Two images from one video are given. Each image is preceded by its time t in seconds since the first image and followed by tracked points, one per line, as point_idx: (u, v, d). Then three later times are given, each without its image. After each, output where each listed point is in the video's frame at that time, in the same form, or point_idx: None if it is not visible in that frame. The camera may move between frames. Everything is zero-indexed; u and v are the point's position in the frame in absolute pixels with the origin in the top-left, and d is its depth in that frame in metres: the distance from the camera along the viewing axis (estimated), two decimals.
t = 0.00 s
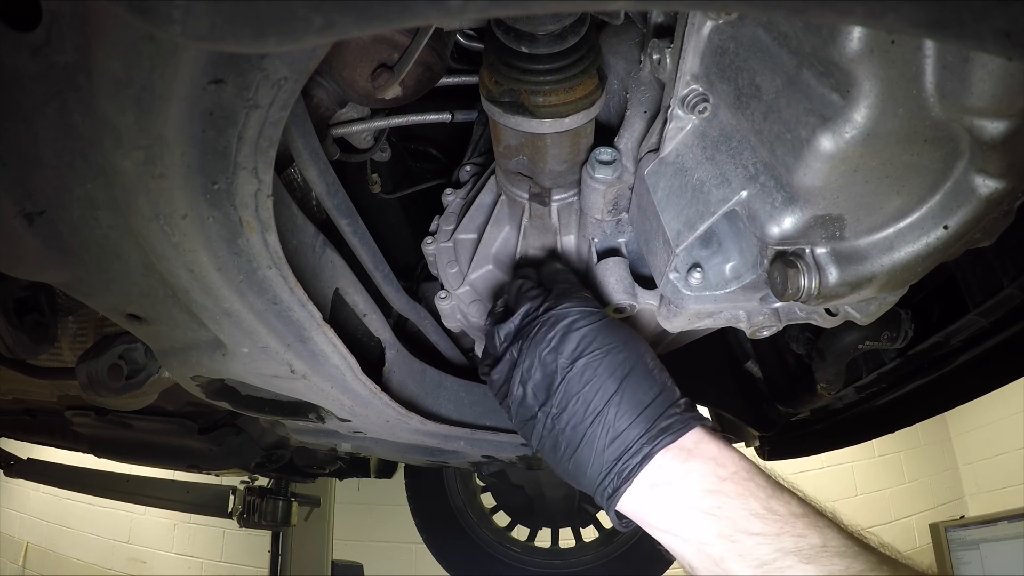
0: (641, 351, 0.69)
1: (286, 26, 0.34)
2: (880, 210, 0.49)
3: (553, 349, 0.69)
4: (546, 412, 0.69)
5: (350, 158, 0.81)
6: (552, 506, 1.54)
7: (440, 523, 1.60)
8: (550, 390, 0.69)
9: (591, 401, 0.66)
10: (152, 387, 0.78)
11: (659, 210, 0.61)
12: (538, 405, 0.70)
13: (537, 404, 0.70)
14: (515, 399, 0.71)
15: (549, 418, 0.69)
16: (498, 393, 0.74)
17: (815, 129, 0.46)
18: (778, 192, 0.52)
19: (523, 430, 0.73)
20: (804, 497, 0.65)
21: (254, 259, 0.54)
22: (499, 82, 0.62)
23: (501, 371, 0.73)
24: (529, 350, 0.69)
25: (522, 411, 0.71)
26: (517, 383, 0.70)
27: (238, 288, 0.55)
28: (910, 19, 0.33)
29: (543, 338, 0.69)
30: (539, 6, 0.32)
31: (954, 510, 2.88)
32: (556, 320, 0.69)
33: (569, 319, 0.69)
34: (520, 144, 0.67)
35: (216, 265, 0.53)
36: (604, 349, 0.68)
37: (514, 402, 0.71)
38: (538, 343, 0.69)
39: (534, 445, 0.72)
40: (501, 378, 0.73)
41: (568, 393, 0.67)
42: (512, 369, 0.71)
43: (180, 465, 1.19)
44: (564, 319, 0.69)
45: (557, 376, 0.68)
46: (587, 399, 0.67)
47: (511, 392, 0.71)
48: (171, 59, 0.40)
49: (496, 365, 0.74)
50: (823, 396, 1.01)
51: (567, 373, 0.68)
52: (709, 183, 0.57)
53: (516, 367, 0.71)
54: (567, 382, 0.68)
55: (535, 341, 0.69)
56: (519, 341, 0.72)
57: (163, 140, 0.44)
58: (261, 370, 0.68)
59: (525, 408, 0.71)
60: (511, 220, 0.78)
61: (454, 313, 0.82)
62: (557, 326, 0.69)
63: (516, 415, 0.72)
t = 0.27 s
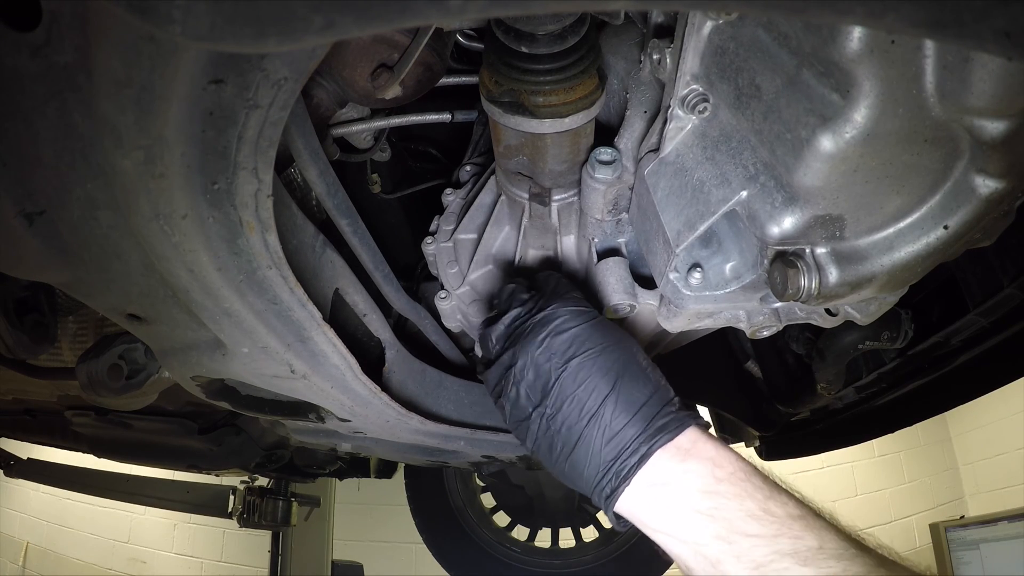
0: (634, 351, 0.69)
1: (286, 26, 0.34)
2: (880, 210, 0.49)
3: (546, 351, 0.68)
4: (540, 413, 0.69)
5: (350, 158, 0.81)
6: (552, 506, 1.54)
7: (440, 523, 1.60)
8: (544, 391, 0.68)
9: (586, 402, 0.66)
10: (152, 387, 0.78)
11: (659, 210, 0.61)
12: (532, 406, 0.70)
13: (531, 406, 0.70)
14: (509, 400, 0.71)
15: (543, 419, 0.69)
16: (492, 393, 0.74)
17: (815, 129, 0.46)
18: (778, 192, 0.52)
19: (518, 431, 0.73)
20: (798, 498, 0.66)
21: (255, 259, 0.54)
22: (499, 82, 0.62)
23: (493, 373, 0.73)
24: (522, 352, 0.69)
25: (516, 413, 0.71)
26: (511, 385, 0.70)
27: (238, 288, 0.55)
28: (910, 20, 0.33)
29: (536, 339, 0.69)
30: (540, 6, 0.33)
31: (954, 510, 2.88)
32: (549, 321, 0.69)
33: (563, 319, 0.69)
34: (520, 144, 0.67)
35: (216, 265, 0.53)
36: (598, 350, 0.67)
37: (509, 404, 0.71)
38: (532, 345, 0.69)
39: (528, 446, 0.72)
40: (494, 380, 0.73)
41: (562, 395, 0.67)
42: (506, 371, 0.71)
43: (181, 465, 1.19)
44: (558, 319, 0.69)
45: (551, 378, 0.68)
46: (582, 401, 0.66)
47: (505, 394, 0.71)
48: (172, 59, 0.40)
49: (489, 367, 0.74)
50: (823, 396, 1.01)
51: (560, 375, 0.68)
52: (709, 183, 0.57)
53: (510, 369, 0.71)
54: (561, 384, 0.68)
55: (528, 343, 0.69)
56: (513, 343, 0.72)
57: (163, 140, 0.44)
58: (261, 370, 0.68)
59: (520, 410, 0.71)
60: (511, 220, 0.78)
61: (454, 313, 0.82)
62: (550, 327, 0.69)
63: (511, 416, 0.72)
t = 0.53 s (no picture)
0: (624, 350, 0.69)
1: (286, 26, 0.34)
2: (880, 210, 0.49)
3: (540, 350, 0.68)
4: (536, 414, 0.69)
5: (350, 158, 0.81)
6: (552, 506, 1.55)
7: (440, 524, 1.60)
8: (540, 392, 0.68)
9: (582, 401, 0.67)
10: (152, 387, 0.78)
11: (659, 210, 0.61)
12: (527, 406, 0.70)
13: (526, 405, 0.70)
14: (504, 400, 0.71)
15: (539, 419, 0.69)
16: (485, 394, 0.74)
17: (815, 129, 0.46)
18: (778, 192, 0.52)
19: (512, 431, 0.73)
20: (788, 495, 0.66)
21: (254, 259, 0.54)
22: (499, 82, 0.62)
23: (487, 373, 0.72)
24: (518, 352, 0.69)
25: (511, 413, 0.71)
26: (506, 385, 0.70)
27: (238, 288, 0.55)
28: (910, 20, 0.33)
29: (530, 339, 0.69)
30: (539, 6, 0.32)
31: (955, 510, 2.88)
32: (543, 322, 0.69)
33: (556, 320, 0.68)
34: (520, 144, 0.67)
35: (216, 265, 0.53)
36: (591, 349, 0.68)
37: (503, 404, 0.71)
38: (527, 345, 0.69)
39: (523, 445, 0.72)
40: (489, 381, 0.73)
41: (558, 394, 0.67)
42: (500, 371, 0.71)
43: (180, 465, 1.19)
44: (551, 320, 0.68)
45: (545, 377, 0.68)
46: (578, 400, 0.67)
47: (500, 394, 0.71)
48: (172, 59, 0.40)
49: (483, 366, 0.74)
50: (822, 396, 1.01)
51: (555, 375, 0.68)
52: (709, 183, 0.57)
53: (505, 369, 0.70)
54: (556, 384, 0.68)
55: (523, 343, 0.69)
56: (506, 344, 0.71)
57: (164, 140, 0.44)
58: (261, 370, 0.68)
59: (515, 410, 0.70)
60: (511, 220, 0.78)
61: (454, 313, 0.82)
62: (544, 327, 0.68)
63: (505, 416, 0.72)
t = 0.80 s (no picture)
0: (634, 354, 0.70)
1: (286, 26, 0.34)
2: (880, 210, 0.49)
3: (556, 341, 0.68)
4: (538, 404, 0.69)
5: (350, 158, 0.81)
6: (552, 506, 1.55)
7: (440, 524, 1.60)
8: (544, 383, 0.68)
9: (586, 397, 0.67)
10: (152, 387, 0.78)
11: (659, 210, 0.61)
12: (531, 393, 0.69)
13: (530, 392, 0.69)
14: (509, 385, 0.70)
15: (541, 408, 0.69)
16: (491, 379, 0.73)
17: (815, 129, 0.46)
18: (778, 192, 0.52)
19: (510, 417, 0.72)
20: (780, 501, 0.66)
21: (254, 259, 0.54)
22: (499, 82, 0.62)
23: (495, 356, 0.72)
24: (532, 338, 0.69)
25: (514, 398, 0.71)
26: (514, 370, 0.70)
27: (238, 288, 0.55)
28: (910, 20, 0.33)
29: (546, 328, 0.68)
30: (539, 6, 0.32)
31: (955, 510, 2.88)
32: (562, 314, 0.69)
33: (575, 315, 0.68)
34: (520, 144, 0.67)
35: (216, 265, 0.53)
36: (606, 349, 0.68)
37: (507, 388, 0.71)
38: (542, 333, 0.68)
39: (518, 435, 0.72)
40: (495, 365, 0.72)
41: (566, 385, 0.67)
42: (511, 355, 0.71)
43: (180, 465, 1.19)
44: (571, 313, 0.68)
45: (556, 368, 0.68)
46: (584, 395, 0.67)
47: (506, 377, 0.71)
48: (172, 59, 0.40)
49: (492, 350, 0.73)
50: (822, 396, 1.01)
51: (566, 367, 0.68)
52: (709, 183, 0.57)
53: (515, 354, 0.70)
54: (564, 375, 0.68)
55: (537, 331, 0.69)
56: (521, 330, 0.71)
57: (163, 140, 0.44)
58: (261, 370, 0.68)
59: (518, 396, 0.70)
60: (511, 220, 0.78)
61: (454, 313, 0.82)
62: (562, 319, 0.68)
63: (506, 402, 0.72)
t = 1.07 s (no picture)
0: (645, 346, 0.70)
1: (286, 26, 0.34)
2: (880, 211, 0.49)
3: (576, 333, 0.67)
4: (556, 399, 0.67)
5: (350, 157, 0.81)
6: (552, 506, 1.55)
7: (440, 524, 1.60)
8: (562, 375, 0.67)
9: (603, 391, 0.66)
10: (152, 387, 0.78)
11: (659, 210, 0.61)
12: (549, 387, 0.68)
13: (548, 386, 0.68)
14: (525, 379, 0.69)
15: (559, 404, 0.67)
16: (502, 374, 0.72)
17: (815, 129, 0.46)
18: (778, 192, 0.52)
19: (523, 415, 0.70)
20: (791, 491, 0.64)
21: (255, 259, 0.54)
22: (499, 82, 0.62)
23: (509, 351, 0.71)
24: (552, 330, 0.67)
25: (530, 393, 0.69)
26: (532, 363, 0.68)
27: (238, 288, 0.55)
28: (910, 20, 0.33)
29: (567, 319, 0.67)
30: (539, 6, 0.32)
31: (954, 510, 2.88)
32: (582, 304, 0.68)
33: (596, 306, 0.68)
34: (520, 144, 0.67)
35: (216, 265, 0.52)
36: (623, 341, 0.68)
37: (522, 384, 0.69)
38: (563, 324, 0.67)
39: (533, 434, 0.69)
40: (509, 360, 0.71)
41: (585, 378, 0.66)
42: (527, 348, 0.69)
43: (180, 465, 1.19)
44: (590, 304, 0.68)
45: (575, 360, 0.67)
46: (604, 387, 0.66)
47: (522, 372, 0.69)
48: (171, 59, 0.40)
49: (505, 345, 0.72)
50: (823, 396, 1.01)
51: (585, 360, 0.67)
52: (710, 183, 0.57)
53: (532, 347, 0.69)
54: (583, 368, 0.67)
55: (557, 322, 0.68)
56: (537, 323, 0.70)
57: (164, 140, 0.44)
58: (261, 370, 0.68)
59: (534, 391, 0.69)
60: (511, 220, 0.78)
61: (454, 313, 0.82)
62: (581, 309, 0.68)
63: (520, 398, 0.70)
